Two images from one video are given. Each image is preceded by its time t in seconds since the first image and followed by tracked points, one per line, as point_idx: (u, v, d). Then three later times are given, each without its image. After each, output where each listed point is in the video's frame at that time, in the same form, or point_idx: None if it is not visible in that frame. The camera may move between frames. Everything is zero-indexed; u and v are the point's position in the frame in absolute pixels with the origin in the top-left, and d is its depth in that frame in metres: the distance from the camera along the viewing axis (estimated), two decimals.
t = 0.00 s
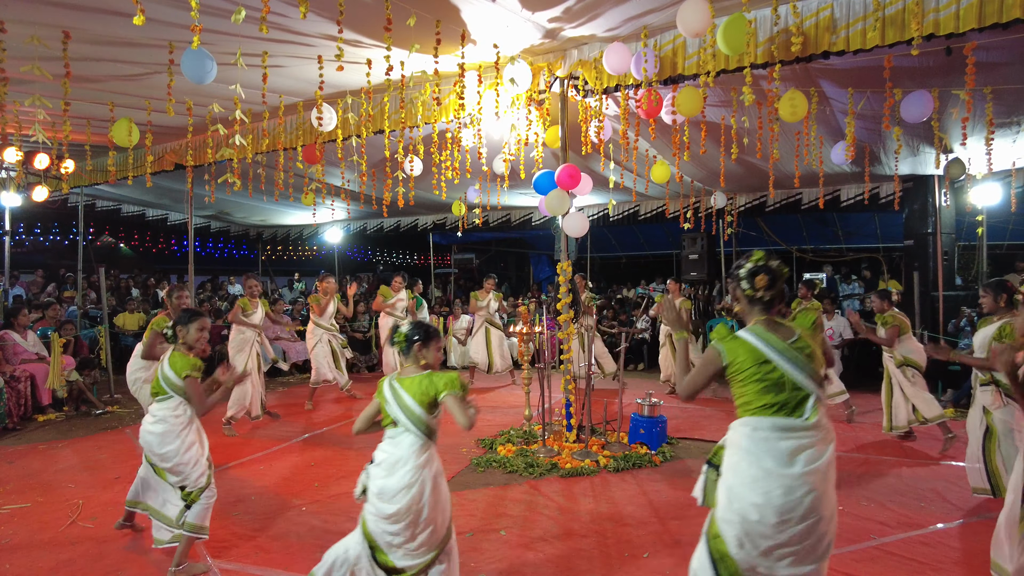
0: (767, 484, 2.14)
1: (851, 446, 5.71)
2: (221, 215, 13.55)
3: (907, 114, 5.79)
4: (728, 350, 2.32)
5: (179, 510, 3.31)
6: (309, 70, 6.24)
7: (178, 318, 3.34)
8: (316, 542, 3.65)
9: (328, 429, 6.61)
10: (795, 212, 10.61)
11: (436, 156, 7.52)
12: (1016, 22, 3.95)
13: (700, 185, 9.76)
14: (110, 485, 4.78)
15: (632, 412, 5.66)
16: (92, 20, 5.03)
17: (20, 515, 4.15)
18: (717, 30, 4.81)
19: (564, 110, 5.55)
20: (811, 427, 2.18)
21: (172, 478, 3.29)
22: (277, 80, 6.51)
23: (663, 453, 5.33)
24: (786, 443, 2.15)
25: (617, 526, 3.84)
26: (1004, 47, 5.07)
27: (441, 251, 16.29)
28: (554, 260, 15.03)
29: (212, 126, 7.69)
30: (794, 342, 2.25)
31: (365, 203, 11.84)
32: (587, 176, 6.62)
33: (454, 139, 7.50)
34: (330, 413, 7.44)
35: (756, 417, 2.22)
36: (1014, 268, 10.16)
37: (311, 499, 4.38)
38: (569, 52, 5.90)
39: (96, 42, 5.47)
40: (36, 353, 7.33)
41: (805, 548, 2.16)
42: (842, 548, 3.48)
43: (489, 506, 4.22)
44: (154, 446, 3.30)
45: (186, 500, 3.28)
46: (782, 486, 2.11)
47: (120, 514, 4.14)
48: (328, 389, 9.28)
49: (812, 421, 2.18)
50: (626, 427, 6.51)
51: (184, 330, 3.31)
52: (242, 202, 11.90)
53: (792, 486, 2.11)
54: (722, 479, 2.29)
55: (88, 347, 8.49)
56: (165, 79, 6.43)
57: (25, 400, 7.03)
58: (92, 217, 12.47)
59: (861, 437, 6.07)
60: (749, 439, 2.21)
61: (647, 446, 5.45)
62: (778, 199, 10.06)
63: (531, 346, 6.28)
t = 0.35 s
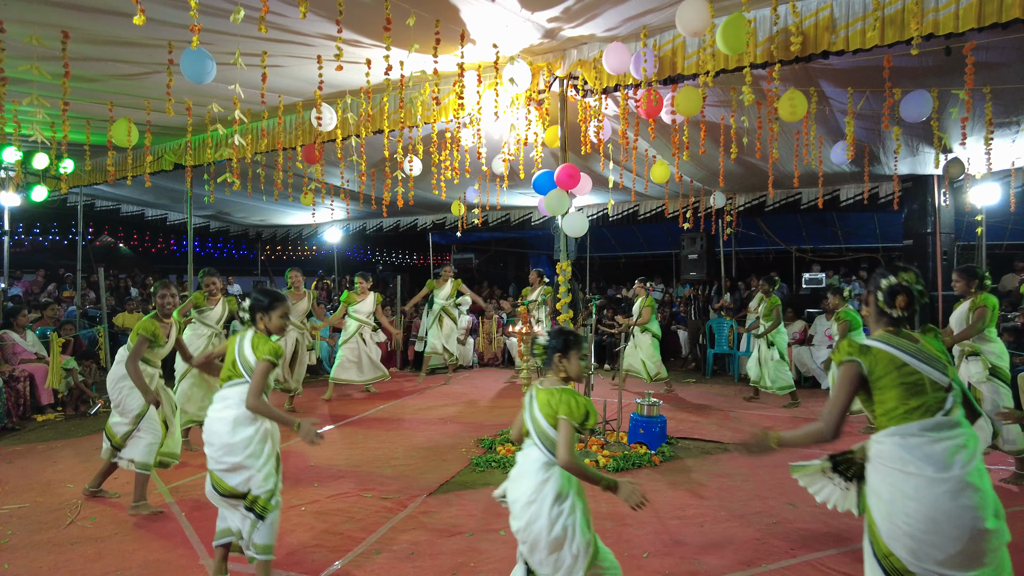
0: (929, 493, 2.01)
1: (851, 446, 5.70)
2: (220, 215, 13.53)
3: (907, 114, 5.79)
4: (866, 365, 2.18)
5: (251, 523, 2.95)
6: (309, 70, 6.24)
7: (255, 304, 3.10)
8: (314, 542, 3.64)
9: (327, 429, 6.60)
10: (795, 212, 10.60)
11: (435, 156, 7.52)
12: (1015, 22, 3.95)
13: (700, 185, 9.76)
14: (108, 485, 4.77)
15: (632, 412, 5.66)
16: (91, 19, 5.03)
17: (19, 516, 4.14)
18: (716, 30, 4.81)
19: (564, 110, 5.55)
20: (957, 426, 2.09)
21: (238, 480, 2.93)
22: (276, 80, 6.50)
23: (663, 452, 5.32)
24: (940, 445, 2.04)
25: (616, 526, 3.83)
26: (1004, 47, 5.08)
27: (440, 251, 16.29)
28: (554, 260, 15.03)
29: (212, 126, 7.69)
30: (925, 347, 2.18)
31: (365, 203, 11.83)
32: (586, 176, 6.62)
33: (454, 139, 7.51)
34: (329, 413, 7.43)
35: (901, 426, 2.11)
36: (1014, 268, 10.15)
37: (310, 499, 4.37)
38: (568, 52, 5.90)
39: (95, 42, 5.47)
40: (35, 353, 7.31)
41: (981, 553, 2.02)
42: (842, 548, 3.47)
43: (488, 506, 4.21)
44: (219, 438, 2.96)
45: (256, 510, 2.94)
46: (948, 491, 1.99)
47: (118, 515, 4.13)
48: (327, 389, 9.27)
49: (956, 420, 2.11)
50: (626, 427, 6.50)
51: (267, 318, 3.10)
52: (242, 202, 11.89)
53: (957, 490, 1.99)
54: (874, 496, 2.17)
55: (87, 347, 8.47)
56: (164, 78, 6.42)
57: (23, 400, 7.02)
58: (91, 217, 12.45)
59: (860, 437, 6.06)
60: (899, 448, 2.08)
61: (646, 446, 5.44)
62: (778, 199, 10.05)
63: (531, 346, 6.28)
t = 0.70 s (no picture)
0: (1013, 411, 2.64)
1: (851, 446, 5.70)
2: (221, 215, 13.51)
3: (907, 114, 5.79)
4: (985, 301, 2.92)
5: (367, 554, 2.50)
6: (309, 70, 6.24)
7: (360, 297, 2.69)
8: (315, 542, 3.64)
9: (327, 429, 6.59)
10: (796, 212, 10.60)
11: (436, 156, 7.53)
12: (1015, 22, 3.96)
13: (700, 185, 9.73)
14: (109, 485, 4.77)
15: (633, 412, 5.66)
16: (92, 19, 5.02)
17: (20, 515, 4.15)
18: (717, 30, 4.81)
19: (564, 110, 5.54)
20: None
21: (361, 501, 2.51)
22: (276, 80, 6.50)
23: (664, 452, 5.32)
24: None
25: (617, 525, 3.83)
26: (1005, 47, 5.08)
27: (440, 251, 16.29)
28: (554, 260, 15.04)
29: (212, 126, 7.68)
30: None
31: (365, 203, 11.84)
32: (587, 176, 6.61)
33: (454, 138, 7.50)
34: (329, 413, 7.43)
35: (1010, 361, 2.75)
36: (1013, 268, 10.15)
37: (311, 499, 4.37)
38: (569, 52, 5.90)
39: (96, 41, 5.47)
40: (35, 353, 7.31)
41: None
42: (841, 548, 3.48)
43: (489, 506, 4.21)
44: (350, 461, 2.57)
45: (376, 542, 2.50)
46: None
47: (119, 514, 4.13)
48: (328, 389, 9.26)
49: None
50: (626, 427, 6.50)
51: (371, 313, 2.66)
52: (242, 201, 11.88)
53: None
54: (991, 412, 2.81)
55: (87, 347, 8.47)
56: (165, 78, 6.41)
57: (24, 400, 7.01)
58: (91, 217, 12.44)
59: (860, 437, 6.06)
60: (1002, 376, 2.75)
61: (647, 445, 5.45)
62: (779, 199, 10.06)
63: (531, 346, 6.28)
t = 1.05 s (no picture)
0: None
1: (852, 446, 5.69)
2: (221, 215, 13.50)
3: (907, 114, 5.78)
4: None
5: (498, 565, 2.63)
6: (310, 70, 6.24)
7: (529, 330, 2.43)
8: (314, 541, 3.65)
9: (327, 429, 6.60)
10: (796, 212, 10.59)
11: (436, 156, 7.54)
12: (1016, 22, 3.95)
13: (700, 185, 9.70)
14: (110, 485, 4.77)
15: (633, 412, 5.66)
16: (93, 19, 5.02)
17: (21, 515, 4.15)
18: (717, 30, 4.82)
19: (564, 110, 5.54)
20: None
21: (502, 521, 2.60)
22: (276, 80, 6.50)
23: (664, 452, 5.32)
24: None
25: (617, 525, 3.83)
26: (1005, 47, 5.07)
27: (441, 251, 16.30)
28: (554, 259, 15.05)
29: (213, 126, 7.68)
30: None
31: (365, 203, 11.85)
32: (587, 176, 6.61)
33: (454, 138, 7.50)
34: (330, 413, 7.43)
35: None
36: (1014, 268, 10.14)
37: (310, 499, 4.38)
38: (569, 52, 5.89)
39: (97, 42, 5.47)
40: (35, 353, 7.31)
41: None
42: (841, 548, 3.48)
43: (489, 506, 4.21)
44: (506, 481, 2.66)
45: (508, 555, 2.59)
46: None
47: (120, 515, 4.14)
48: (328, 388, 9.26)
49: None
50: (626, 427, 6.50)
51: (533, 350, 2.38)
52: (242, 202, 11.88)
53: None
54: None
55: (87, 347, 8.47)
56: (165, 78, 6.42)
57: (24, 400, 7.01)
58: (91, 217, 12.44)
59: (861, 437, 6.05)
60: None
61: (647, 445, 5.44)
62: (779, 198, 10.05)
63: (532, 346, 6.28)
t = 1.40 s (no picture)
0: None
1: (853, 446, 5.69)
2: (223, 215, 13.51)
3: (908, 114, 5.79)
4: None
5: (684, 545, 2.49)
6: (311, 71, 6.24)
7: (695, 283, 2.62)
8: (316, 541, 3.65)
9: (329, 428, 6.61)
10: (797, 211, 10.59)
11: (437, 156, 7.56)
12: (1017, 22, 3.95)
13: (701, 185, 9.68)
14: (113, 484, 4.78)
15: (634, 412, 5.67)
16: (95, 20, 5.04)
17: (25, 515, 4.16)
18: (717, 30, 4.83)
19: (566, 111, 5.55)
20: None
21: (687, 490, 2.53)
22: (278, 80, 6.50)
23: (665, 452, 5.32)
24: None
25: (619, 525, 3.84)
26: (1007, 47, 5.07)
27: (441, 251, 16.31)
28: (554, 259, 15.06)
29: (214, 126, 7.68)
30: None
31: (366, 203, 11.88)
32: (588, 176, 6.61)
33: (455, 138, 7.51)
34: (332, 412, 7.45)
35: None
36: (1015, 268, 10.13)
37: (312, 499, 4.38)
38: (570, 52, 5.89)
39: (99, 43, 5.49)
40: (37, 352, 7.32)
41: None
42: (843, 547, 3.48)
43: (490, 505, 4.21)
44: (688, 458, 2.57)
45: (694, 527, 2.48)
46: None
47: (123, 514, 4.15)
48: (330, 388, 9.27)
49: None
50: (627, 427, 6.50)
51: (704, 300, 2.55)
52: (243, 202, 11.88)
53: None
54: None
55: (89, 347, 8.48)
56: (167, 78, 6.42)
57: (27, 399, 7.03)
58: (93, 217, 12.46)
59: (862, 437, 6.04)
60: None
61: (648, 445, 5.45)
62: (780, 199, 10.06)
63: (533, 346, 6.29)
